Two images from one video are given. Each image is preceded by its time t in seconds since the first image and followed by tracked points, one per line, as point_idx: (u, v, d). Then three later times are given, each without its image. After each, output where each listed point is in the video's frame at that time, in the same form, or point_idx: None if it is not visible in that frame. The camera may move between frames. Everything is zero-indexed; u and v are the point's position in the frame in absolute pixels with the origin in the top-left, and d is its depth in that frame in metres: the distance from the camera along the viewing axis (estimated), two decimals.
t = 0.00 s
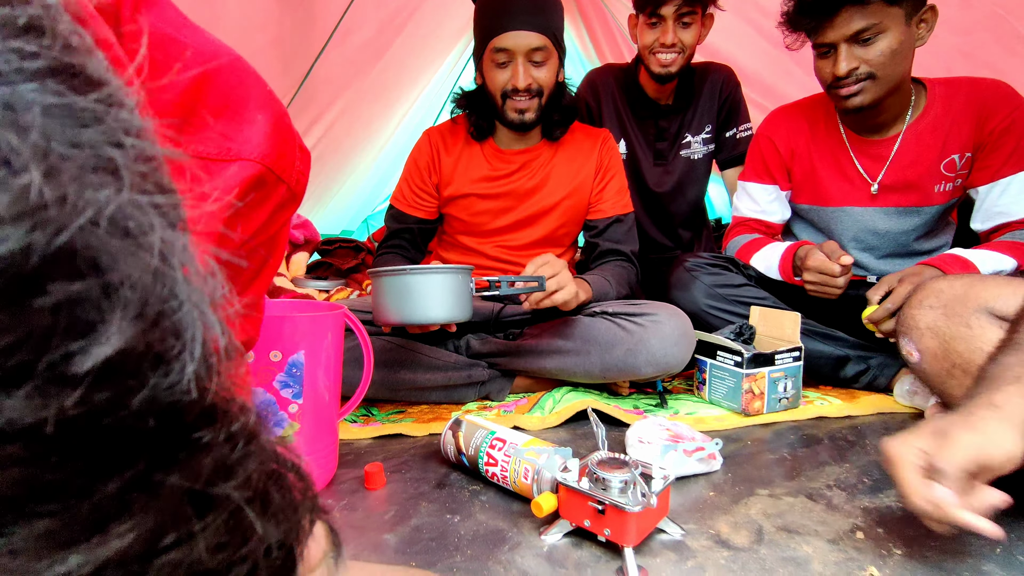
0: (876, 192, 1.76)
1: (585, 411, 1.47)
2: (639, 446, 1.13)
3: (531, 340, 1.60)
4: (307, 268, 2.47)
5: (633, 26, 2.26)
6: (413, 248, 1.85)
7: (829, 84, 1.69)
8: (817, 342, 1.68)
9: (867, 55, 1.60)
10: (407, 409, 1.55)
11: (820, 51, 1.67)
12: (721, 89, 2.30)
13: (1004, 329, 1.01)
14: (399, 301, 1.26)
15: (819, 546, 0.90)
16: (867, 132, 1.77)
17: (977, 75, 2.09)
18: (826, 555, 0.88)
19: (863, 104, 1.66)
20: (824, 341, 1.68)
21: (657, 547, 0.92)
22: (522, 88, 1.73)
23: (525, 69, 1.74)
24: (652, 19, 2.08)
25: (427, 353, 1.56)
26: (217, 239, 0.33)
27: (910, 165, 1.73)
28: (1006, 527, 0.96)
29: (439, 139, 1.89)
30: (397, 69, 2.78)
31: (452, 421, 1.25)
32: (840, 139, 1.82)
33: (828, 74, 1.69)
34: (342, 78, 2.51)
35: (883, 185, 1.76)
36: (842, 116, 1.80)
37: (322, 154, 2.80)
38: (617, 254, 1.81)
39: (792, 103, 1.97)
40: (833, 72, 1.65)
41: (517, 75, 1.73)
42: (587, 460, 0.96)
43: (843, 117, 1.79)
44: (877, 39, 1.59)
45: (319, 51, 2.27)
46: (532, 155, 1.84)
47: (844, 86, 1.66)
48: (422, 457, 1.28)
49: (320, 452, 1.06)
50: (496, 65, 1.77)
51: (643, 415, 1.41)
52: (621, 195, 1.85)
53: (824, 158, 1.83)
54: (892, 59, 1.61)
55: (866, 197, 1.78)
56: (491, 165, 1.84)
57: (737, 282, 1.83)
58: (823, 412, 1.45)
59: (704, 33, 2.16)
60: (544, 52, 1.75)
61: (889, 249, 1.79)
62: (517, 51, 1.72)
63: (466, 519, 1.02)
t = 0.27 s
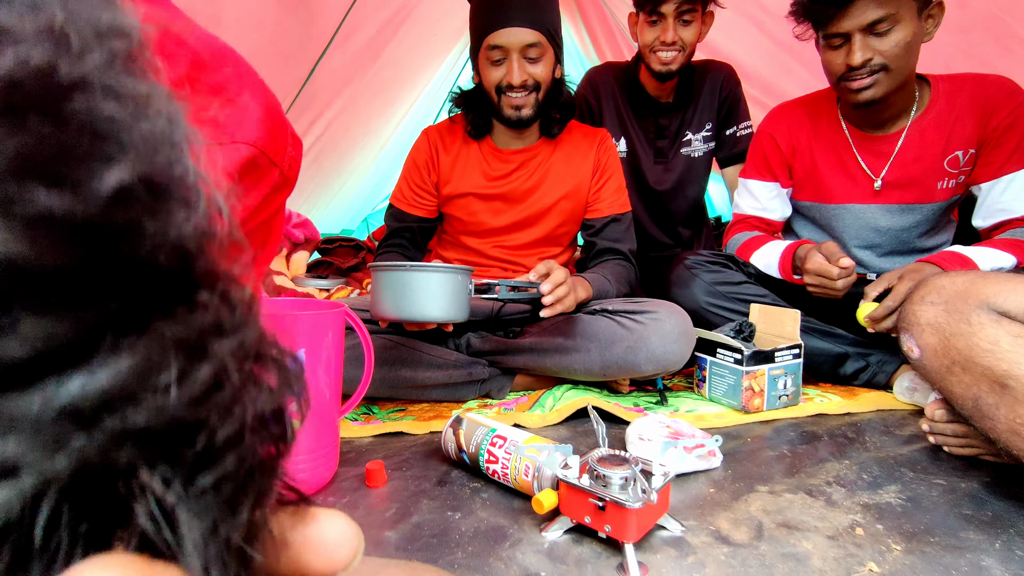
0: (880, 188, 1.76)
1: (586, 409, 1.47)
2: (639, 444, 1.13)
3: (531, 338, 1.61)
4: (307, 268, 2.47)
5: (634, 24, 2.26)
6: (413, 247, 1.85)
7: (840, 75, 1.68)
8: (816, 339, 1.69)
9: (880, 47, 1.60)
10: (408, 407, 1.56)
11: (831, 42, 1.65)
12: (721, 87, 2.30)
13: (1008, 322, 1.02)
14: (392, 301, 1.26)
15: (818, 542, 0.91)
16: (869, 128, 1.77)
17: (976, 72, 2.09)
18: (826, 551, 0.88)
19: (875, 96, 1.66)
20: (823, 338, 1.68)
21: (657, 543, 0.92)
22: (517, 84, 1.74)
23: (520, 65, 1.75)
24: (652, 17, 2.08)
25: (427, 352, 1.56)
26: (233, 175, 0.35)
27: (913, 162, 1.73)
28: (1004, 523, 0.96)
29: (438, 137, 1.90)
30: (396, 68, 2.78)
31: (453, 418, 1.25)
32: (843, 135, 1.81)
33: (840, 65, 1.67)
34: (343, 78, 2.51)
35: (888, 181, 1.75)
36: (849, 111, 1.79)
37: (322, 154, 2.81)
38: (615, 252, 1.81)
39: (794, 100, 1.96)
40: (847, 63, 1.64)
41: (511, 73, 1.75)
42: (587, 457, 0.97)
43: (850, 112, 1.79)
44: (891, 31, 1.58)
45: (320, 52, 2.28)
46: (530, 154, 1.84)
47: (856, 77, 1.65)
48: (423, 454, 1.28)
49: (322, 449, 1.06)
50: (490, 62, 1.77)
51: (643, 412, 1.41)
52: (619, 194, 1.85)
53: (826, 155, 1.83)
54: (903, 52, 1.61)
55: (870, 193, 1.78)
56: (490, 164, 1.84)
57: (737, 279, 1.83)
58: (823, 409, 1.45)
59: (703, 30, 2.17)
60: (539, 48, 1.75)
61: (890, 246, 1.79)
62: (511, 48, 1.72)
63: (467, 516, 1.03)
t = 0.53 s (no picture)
0: (895, 184, 1.74)
1: (589, 408, 1.47)
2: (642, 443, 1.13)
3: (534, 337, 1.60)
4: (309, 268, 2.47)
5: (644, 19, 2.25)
6: (416, 246, 1.84)
7: (885, 54, 1.63)
8: (820, 338, 1.68)
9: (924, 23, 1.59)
10: (411, 407, 1.56)
11: (865, 21, 1.64)
12: (731, 85, 2.29)
13: (1011, 320, 1.02)
14: (387, 302, 1.26)
15: (822, 541, 0.90)
16: (881, 123, 1.76)
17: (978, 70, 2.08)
18: (830, 551, 0.88)
19: (919, 73, 1.63)
20: (827, 337, 1.68)
21: (660, 543, 0.92)
22: (518, 83, 1.74)
23: (521, 64, 1.75)
24: (663, 12, 2.07)
25: (430, 351, 1.56)
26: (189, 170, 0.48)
27: (922, 159, 1.73)
28: (1009, 522, 0.96)
29: (439, 136, 1.89)
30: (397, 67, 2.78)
31: (456, 418, 1.25)
32: (853, 133, 1.80)
33: (880, 44, 1.63)
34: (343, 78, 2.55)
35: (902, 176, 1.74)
36: (862, 106, 1.78)
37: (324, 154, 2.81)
38: (618, 250, 1.81)
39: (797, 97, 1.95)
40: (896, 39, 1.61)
41: (511, 71, 1.75)
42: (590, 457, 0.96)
43: (864, 106, 1.77)
44: (929, 6, 1.60)
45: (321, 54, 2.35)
46: (531, 153, 1.84)
47: (901, 55, 1.62)
48: (426, 454, 1.28)
49: (325, 449, 1.06)
50: (490, 61, 1.77)
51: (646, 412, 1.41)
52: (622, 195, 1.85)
53: (830, 153, 1.82)
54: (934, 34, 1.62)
55: (882, 190, 1.77)
56: (491, 164, 1.84)
57: (740, 278, 1.83)
58: (826, 407, 1.45)
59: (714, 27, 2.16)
60: (540, 48, 1.75)
61: (896, 245, 1.79)
62: (512, 47, 1.72)
63: (470, 516, 1.03)
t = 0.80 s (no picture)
0: (884, 184, 1.74)
1: (591, 408, 1.47)
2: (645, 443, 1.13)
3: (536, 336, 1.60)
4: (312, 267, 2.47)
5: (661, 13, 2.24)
6: (417, 245, 1.84)
7: (853, 69, 1.66)
8: (824, 337, 1.67)
9: (899, 44, 1.58)
10: (413, 407, 1.56)
11: (848, 36, 1.62)
12: (748, 82, 2.28)
13: (1020, 318, 1.01)
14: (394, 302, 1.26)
15: (827, 542, 0.90)
16: (879, 122, 1.75)
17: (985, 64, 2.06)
18: (835, 551, 0.87)
19: (891, 92, 1.64)
20: (831, 335, 1.67)
21: (663, 543, 0.91)
22: (525, 82, 1.74)
23: (528, 63, 1.75)
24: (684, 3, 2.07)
25: (432, 351, 1.56)
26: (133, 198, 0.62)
27: (922, 157, 1.71)
28: (1016, 523, 0.95)
29: (440, 136, 1.88)
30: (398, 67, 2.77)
31: (458, 418, 1.25)
32: (851, 129, 1.79)
33: (853, 60, 1.65)
34: (343, 77, 2.56)
35: (892, 177, 1.74)
36: (859, 104, 1.77)
37: (325, 153, 2.81)
38: (621, 250, 1.80)
39: (801, 95, 1.94)
40: (866, 59, 1.62)
41: (517, 69, 1.74)
42: (593, 457, 0.96)
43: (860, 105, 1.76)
44: (912, 26, 1.56)
45: (320, 51, 2.37)
46: (532, 153, 1.84)
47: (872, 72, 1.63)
48: (429, 454, 1.28)
49: (328, 449, 1.06)
50: (496, 58, 1.76)
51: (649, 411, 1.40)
52: (624, 193, 1.84)
53: (834, 151, 1.81)
54: (918, 50, 1.60)
55: (876, 189, 1.76)
56: (491, 164, 1.83)
57: (743, 277, 1.82)
58: (830, 406, 1.44)
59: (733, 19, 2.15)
60: (545, 46, 1.75)
61: (899, 243, 1.78)
62: (519, 45, 1.72)
63: (472, 516, 1.03)
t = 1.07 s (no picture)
0: (899, 181, 1.73)
1: (599, 406, 1.47)
2: (654, 441, 1.13)
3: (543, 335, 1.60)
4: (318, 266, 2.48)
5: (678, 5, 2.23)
6: (424, 239, 1.84)
7: (875, 58, 1.64)
8: (831, 335, 1.67)
9: (919, 25, 1.57)
10: (420, 405, 1.56)
11: (862, 25, 1.62)
12: (768, 75, 2.26)
13: None
14: (467, 292, 1.25)
15: (837, 541, 0.90)
16: (890, 120, 1.74)
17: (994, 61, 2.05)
18: (845, 550, 0.87)
19: (916, 76, 1.61)
20: (839, 334, 1.66)
21: (673, 542, 0.91)
22: (555, 80, 1.74)
23: (560, 61, 1.74)
24: None
25: (440, 350, 1.56)
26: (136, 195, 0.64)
27: (932, 155, 1.71)
28: None
29: (455, 131, 1.87)
30: (404, 66, 2.77)
31: (466, 416, 1.25)
32: (859, 127, 1.79)
33: (873, 48, 1.63)
34: (348, 75, 2.56)
35: (906, 174, 1.73)
36: (871, 104, 1.76)
37: (331, 152, 2.82)
38: (629, 252, 1.81)
39: (806, 94, 1.93)
40: (886, 45, 1.60)
41: (546, 66, 1.74)
42: (601, 455, 0.96)
43: (873, 104, 1.75)
44: (928, 9, 1.56)
45: (325, 49, 2.37)
46: (546, 154, 1.83)
47: (895, 59, 1.61)
48: (437, 452, 1.29)
49: (336, 447, 1.06)
50: (525, 53, 1.75)
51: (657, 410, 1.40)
52: (633, 197, 1.85)
53: (841, 150, 1.80)
54: (937, 33, 1.59)
55: (889, 186, 1.75)
56: (503, 163, 1.83)
57: (750, 275, 1.81)
58: (838, 405, 1.44)
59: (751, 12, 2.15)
60: (579, 46, 1.75)
61: (907, 242, 1.77)
62: (553, 42, 1.71)
63: (481, 514, 1.03)
